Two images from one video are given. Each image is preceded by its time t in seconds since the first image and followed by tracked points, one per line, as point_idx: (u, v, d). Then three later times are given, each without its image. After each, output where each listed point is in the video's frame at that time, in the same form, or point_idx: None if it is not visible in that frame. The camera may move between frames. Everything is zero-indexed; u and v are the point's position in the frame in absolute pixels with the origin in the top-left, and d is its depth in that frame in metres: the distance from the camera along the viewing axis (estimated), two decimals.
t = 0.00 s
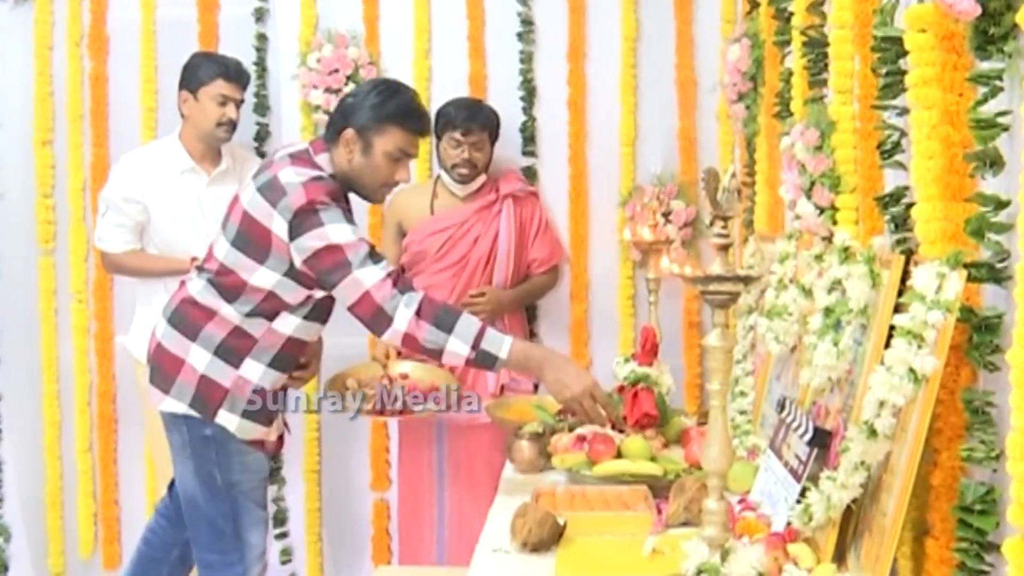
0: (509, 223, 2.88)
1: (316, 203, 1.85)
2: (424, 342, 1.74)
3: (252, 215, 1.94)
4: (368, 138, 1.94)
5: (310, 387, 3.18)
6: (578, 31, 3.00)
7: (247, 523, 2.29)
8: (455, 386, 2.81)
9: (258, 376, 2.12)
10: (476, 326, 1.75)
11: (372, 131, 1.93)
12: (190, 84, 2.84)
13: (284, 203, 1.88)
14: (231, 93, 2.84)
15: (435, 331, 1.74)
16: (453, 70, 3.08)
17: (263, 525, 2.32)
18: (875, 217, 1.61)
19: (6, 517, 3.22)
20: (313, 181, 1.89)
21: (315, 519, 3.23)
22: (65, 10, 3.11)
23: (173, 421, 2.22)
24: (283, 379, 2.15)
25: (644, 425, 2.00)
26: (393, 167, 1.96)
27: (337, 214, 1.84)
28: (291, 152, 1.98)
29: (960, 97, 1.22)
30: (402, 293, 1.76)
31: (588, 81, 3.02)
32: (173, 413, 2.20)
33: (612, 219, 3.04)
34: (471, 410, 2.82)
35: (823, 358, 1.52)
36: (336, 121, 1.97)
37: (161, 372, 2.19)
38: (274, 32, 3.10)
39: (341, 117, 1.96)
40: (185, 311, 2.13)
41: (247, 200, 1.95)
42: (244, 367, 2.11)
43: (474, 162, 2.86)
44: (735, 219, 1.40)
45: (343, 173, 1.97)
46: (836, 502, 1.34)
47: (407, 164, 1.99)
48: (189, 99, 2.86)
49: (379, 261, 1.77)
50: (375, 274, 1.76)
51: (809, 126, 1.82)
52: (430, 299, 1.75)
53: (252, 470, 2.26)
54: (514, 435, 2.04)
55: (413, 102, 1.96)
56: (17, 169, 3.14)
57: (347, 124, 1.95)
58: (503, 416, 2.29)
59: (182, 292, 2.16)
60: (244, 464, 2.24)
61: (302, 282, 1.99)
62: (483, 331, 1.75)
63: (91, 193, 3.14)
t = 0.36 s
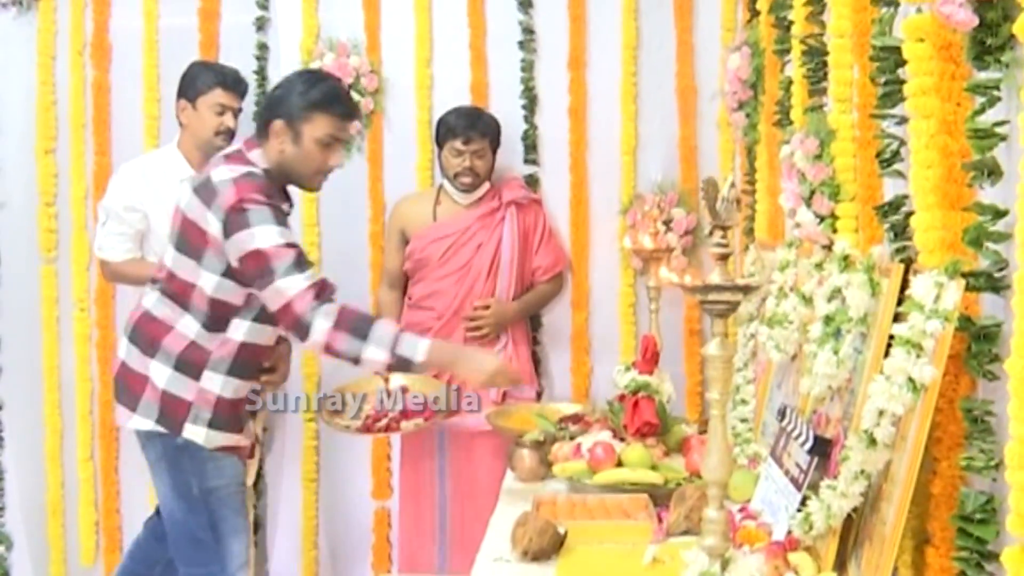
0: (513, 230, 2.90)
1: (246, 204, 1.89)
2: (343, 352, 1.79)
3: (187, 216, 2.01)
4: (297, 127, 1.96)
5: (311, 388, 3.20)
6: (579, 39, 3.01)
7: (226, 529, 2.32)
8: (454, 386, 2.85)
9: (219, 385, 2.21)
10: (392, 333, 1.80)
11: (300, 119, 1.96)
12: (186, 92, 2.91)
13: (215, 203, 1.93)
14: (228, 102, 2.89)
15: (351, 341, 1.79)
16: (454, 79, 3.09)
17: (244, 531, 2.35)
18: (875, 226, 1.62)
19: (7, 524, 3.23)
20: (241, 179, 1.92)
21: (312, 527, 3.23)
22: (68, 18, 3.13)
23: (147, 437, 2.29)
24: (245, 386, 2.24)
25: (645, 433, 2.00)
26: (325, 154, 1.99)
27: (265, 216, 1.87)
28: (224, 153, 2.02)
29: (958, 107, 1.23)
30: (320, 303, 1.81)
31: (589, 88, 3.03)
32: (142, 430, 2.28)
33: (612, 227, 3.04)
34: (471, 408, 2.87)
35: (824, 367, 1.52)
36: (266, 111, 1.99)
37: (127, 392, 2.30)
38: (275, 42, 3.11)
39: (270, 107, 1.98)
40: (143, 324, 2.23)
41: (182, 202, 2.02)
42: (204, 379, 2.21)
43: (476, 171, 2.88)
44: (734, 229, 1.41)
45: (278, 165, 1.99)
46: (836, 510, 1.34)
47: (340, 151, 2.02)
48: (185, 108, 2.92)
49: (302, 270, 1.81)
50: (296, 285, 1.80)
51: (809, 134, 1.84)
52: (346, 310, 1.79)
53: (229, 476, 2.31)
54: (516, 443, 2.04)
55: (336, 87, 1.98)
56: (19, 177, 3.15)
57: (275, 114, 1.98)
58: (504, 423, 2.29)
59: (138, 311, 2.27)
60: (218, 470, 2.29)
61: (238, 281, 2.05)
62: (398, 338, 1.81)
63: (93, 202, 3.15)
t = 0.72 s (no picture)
0: (521, 236, 2.90)
1: (92, 214, 2.20)
2: (122, 369, 2.25)
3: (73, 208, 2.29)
4: (169, 120, 2.33)
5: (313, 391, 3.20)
6: (584, 46, 3.02)
7: (175, 530, 2.47)
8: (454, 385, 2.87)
9: (124, 389, 2.34)
10: (167, 359, 2.25)
11: (173, 111, 2.33)
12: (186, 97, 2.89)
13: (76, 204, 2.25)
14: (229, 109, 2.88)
15: (129, 364, 2.24)
16: (460, 85, 3.10)
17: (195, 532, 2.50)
18: (878, 235, 1.61)
19: (11, 527, 3.23)
20: (102, 181, 2.24)
21: (321, 533, 3.24)
22: (76, 23, 3.14)
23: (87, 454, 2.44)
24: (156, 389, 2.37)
25: (647, 441, 1.99)
26: (199, 141, 2.34)
27: (101, 230, 2.20)
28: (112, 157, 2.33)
29: (960, 117, 1.23)
30: (110, 328, 2.21)
31: (594, 95, 3.03)
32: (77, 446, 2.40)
33: (617, 234, 3.05)
34: (472, 408, 2.88)
35: (825, 376, 1.52)
36: (149, 105, 2.36)
37: (59, 410, 2.42)
38: (281, 48, 3.13)
39: (151, 101, 2.35)
40: (59, 346, 2.39)
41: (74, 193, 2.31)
42: (105, 386, 2.34)
43: (480, 177, 2.88)
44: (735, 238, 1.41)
45: (159, 160, 2.34)
46: (837, 520, 1.34)
47: (213, 143, 2.37)
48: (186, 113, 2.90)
49: (104, 299, 2.18)
50: (96, 307, 2.18)
51: (813, 142, 1.83)
52: (125, 338, 2.22)
53: (165, 479, 2.44)
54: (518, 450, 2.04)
55: (204, 79, 2.37)
56: (26, 180, 3.16)
57: (154, 108, 2.35)
58: (507, 430, 2.29)
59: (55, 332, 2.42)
60: (153, 475, 2.42)
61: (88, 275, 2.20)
62: (172, 365, 2.26)
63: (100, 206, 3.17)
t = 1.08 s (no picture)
0: (553, 240, 2.90)
1: (29, 185, 2.28)
2: (50, 344, 2.28)
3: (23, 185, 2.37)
4: (120, 100, 2.39)
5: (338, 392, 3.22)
6: (611, 49, 3.02)
7: (103, 521, 2.47)
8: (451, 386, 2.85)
9: (54, 363, 2.41)
10: (94, 337, 2.30)
11: (125, 91, 2.40)
12: (211, 98, 2.89)
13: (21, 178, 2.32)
14: (253, 110, 2.89)
15: (56, 341, 2.28)
16: (487, 87, 3.10)
17: (120, 529, 2.49)
18: (905, 241, 1.60)
19: (36, 524, 3.26)
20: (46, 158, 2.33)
21: (349, 534, 3.25)
22: (106, 23, 3.18)
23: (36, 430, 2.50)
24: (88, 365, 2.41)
25: (669, 445, 1.99)
26: (150, 120, 2.41)
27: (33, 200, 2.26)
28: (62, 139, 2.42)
29: (988, 123, 1.23)
30: (31, 302, 2.26)
31: (621, 98, 3.03)
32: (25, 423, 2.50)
33: (641, 238, 3.04)
34: (470, 408, 2.87)
35: (850, 383, 1.51)
36: (101, 86, 2.43)
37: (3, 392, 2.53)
38: (308, 49, 3.14)
39: (103, 81, 2.42)
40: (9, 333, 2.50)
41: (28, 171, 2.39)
42: (35, 361, 2.41)
43: (507, 182, 2.90)
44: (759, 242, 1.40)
45: (110, 138, 2.41)
46: (860, 528, 1.33)
47: (163, 124, 2.44)
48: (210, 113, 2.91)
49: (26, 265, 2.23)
50: (20, 277, 2.24)
51: (839, 148, 1.82)
52: (54, 313, 2.26)
53: (100, 468, 2.45)
54: (539, 453, 2.04)
55: (154, 61, 2.45)
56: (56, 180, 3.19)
57: (106, 88, 2.42)
58: (530, 433, 2.29)
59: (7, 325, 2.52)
60: (88, 461, 2.44)
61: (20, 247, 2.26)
62: (99, 343, 2.31)
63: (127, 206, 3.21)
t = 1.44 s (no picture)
0: (569, 246, 2.90)
1: None
2: None
3: None
4: (76, 100, 2.39)
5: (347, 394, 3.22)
6: (618, 52, 3.02)
7: None
8: (451, 389, 2.80)
9: None
10: (46, 333, 2.32)
11: (81, 91, 2.39)
12: (226, 103, 2.87)
13: None
14: (267, 117, 2.88)
15: (4, 336, 2.30)
16: (495, 90, 3.10)
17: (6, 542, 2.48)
18: (910, 244, 1.61)
19: (44, 526, 3.28)
20: None
21: (358, 536, 3.25)
22: (115, 26, 3.20)
23: None
24: (33, 365, 2.40)
25: (675, 448, 2.00)
26: (105, 121, 2.41)
27: None
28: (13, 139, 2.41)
29: (994, 126, 1.22)
30: None
31: (628, 101, 3.03)
32: None
33: (648, 241, 3.04)
34: (470, 409, 2.80)
35: (856, 386, 1.50)
36: (56, 86, 2.42)
37: None
38: (316, 53, 3.17)
39: (59, 81, 2.42)
40: None
41: None
42: None
43: (521, 186, 2.90)
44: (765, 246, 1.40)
45: (64, 137, 2.41)
46: (866, 531, 1.33)
47: (119, 125, 2.44)
48: (224, 118, 2.90)
49: None
50: None
51: (846, 150, 1.82)
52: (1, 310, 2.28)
53: (8, 478, 2.44)
54: (546, 456, 2.04)
55: (110, 64, 2.45)
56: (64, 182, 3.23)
57: (61, 88, 2.41)
58: (537, 436, 2.28)
59: None
60: None
61: None
62: (50, 339, 2.32)
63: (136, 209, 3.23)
